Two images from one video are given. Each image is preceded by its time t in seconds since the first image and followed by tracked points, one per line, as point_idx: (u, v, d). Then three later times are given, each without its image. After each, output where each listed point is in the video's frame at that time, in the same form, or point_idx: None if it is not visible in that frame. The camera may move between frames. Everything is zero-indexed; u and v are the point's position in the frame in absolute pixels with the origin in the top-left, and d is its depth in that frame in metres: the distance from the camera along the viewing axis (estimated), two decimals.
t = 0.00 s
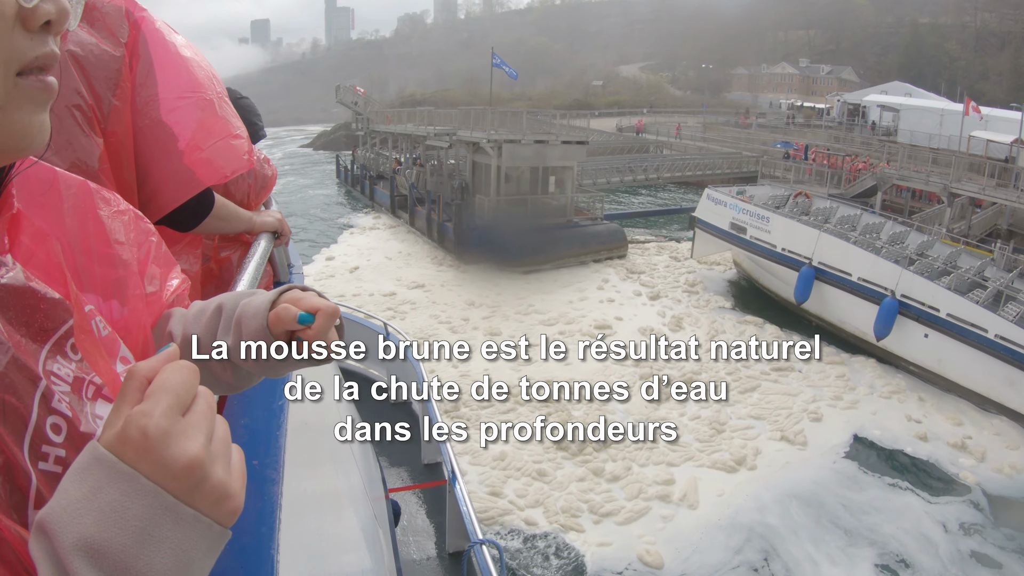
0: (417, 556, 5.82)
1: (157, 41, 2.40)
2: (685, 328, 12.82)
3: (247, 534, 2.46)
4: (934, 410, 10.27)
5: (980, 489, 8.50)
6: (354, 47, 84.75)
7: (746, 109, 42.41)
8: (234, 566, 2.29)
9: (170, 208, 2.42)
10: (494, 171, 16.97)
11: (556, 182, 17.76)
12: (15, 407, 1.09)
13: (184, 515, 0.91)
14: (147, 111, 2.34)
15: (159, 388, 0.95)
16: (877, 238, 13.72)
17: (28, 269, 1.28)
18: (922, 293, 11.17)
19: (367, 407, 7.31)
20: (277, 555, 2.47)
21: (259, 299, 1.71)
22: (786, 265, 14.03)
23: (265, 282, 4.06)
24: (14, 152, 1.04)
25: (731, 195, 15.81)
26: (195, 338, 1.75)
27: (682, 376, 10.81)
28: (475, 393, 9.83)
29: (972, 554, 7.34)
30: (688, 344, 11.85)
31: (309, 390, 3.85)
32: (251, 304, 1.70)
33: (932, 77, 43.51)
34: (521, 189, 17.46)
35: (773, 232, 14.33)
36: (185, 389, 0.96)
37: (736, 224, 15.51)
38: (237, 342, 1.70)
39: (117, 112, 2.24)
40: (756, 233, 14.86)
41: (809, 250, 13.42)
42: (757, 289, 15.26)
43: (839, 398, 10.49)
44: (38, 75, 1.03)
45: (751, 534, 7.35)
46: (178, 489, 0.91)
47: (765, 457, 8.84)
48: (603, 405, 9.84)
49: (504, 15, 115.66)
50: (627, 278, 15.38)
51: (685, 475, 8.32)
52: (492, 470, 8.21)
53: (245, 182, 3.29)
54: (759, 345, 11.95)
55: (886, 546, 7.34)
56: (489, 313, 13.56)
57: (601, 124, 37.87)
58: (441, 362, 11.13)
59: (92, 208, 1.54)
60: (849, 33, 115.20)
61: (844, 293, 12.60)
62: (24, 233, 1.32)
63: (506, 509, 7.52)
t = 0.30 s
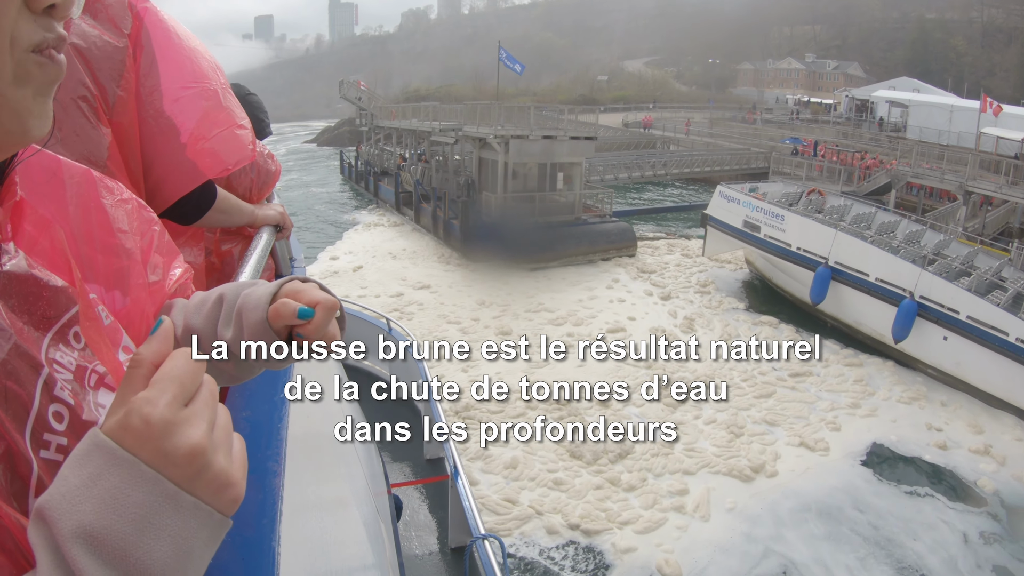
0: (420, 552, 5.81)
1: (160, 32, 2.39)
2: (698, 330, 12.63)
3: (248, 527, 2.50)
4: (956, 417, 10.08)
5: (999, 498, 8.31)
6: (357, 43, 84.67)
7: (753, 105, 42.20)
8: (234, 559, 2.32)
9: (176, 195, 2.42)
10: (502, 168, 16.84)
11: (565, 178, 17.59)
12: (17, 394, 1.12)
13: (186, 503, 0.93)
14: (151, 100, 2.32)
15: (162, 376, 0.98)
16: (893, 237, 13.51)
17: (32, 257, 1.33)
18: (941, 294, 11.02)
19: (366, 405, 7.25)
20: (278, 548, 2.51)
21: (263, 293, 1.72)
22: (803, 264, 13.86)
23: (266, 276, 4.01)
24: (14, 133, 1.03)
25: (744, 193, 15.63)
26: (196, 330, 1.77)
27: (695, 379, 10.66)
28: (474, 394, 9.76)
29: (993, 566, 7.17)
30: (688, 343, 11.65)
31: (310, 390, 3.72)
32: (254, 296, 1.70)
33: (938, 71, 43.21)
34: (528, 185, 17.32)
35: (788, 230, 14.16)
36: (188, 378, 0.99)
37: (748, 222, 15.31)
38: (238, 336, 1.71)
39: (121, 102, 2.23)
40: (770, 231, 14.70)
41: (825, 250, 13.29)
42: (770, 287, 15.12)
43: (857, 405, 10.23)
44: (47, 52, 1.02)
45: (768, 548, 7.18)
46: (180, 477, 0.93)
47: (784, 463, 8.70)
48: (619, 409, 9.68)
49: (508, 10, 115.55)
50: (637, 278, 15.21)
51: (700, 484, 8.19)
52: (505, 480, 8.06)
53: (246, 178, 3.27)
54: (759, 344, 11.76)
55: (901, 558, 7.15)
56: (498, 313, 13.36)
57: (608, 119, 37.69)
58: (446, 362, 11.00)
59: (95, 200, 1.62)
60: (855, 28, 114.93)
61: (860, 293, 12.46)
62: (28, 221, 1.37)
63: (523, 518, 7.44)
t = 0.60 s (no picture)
0: (420, 548, 5.85)
1: (163, 26, 2.37)
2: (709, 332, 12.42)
3: (248, 522, 2.44)
4: (975, 424, 9.83)
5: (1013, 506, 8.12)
6: (359, 39, 84.58)
7: (759, 102, 41.98)
8: (234, 552, 2.26)
9: (179, 189, 2.38)
10: (507, 165, 16.67)
11: (571, 176, 17.30)
12: (21, 386, 1.12)
13: (188, 493, 0.96)
14: (152, 93, 2.30)
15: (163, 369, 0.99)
16: (906, 237, 13.18)
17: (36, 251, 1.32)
18: (959, 298, 10.71)
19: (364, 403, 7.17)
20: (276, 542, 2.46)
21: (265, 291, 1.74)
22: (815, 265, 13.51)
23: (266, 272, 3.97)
24: (18, 137, 1.05)
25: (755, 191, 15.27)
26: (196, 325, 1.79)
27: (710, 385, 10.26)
28: (475, 394, 9.59)
29: None
30: (689, 343, 11.40)
31: (309, 390, 3.72)
32: (253, 290, 1.73)
33: (941, 67, 43.01)
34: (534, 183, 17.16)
35: (801, 231, 13.81)
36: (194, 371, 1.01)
37: (760, 221, 15.00)
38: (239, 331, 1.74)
39: (124, 95, 2.20)
40: (782, 230, 14.35)
41: (839, 250, 12.94)
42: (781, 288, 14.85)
43: (874, 411, 9.98)
44: (42, 57, 1.01)
45: (784, 563, 6.93)
46: (182, 469, 0.96)
47: (801, 472, 8.43)
48: (631, 414, 9.43)
49: (510, 7, 115.48)
50: (645, 278, 15.02)
51: (713, 497, 7.85)
52: (516, 487, 7.76)
53: (248, 174, 3.24)
54: (758, 344, 11.59)
55: (906, 557, 7.10)
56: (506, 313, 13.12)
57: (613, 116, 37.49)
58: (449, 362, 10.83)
59: (97, 192, 1.61)
60: (858, 25, 114.49)
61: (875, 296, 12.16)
62: (32, 216, 1.36)
63: (535, 529, 7.14)
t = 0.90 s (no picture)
0: (419, 544, 5.83)
1: (161, 23, 2.36)
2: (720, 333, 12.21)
3: (247, 516, 2.48)
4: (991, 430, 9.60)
5: None
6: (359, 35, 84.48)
7: (761, 98, 41.86)
8: (232, 548, 2.30)
9: (178, 184, 2.36)
10: (510, 162, 16.48)
11: (575, 172, 17.22)
12: (17, 377, 1.11)
13: (184, 480, 0.95)
14: (151, 89, 2.29)
15: (157, 355, 0.98)
16: (918, 237, 12.91)
17: (33, 242, 1.31)
18: (974, 300, 10.41)
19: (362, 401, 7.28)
20: (275, 534, 2.51)
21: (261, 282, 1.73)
22: (828, 265, 13.20)
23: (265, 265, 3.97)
24: (14, 124, 1.03)
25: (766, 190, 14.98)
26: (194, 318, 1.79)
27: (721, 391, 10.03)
28: (474, 394, 9.54)
29: None
30: (688, 343, 11.25)
31: (309, 391, 3.70)
32: (251, 281, 1.72)
33: (944, 62, 42.83)
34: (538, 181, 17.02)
35: (813, 231, 13.48)
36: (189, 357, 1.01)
37: (770, 220, 14.70)
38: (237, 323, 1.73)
39: (121, 91, 2.19)
40: (793, 230, 14.04)
41: (852, 251, 12.63)
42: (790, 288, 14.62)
43: (888, 415, 9.83)
44: (39, 46, 1.00)
45: None
46: (177, 456, 0.95)
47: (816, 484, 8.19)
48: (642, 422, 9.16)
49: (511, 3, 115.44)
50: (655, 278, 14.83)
51: (733, 506, 7.64)
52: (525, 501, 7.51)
53: (247, 169, 3.23)
54: (758, 344, 11.51)
55: (919, 563, 6.98)
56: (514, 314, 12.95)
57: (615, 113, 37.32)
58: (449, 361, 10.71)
59: (95, 185, 1.60)
60: (859, 21, 114.36)
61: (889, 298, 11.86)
62: (29, 207, 1.35)
63: (546, 544, 6.91)
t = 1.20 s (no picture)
0: (417, 540, 5.80)
1: (158, 20, 2.32)
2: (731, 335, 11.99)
3: (245, 511, 2.45)
4: (1007, 439, 9.39)
5: None
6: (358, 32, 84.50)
7: (763, 95, 41.81)
8: (231, 542, 2.28)
9: (175, 181, 2.33)
10: (513, 159, 16.32)
11: (580, 171, 17.23)
12: (13, 374, 1.11)
13: (178, 473, 0.93)
14: (148, 87, 2.26)
15: (149, 348, 0.96)
16: (929, 237, 12.72)
17: (29, 238, 1.29)
18: (989, 304, 10.20)
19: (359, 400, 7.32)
20: (274, 531, 2.48)
21: (258, 275, 1.70)
22: (839, 267, 12.93)
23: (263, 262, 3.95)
24: (12, 121, 0.99)
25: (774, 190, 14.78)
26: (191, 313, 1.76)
27: (735, 397, 9.79)
28: (474, 393, 9.53)
29: None
30: (689, 343, 11.15)
31: (309, 391, 3.68)
32: (248, 277, 1.69)
33: (945, 59, 42.76)
34: (542, 180, 16.89)
35: (823, 232, 13.24)
36: (183, 349, 0.99)
37: (779, 221, 14.49)
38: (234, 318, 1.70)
39: (118, 89, 2.16)
40: (803, 232, 13.82)
41: (864, 253, 12.36)
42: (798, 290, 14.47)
43: (905, 419, 9.71)
44: (32, 42, 0.97)
45: None
46: (171, 450, 0.93)
47: (833, 495, 7.94)
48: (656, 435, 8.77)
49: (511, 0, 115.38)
50: (662, 277, 14.68)
51: (754, 517, 7.43)
52: (535, 519, 7.20)
53: (245, 166, 3.20)
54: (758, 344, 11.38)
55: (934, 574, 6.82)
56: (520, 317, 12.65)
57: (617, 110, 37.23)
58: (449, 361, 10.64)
59: (92, 181, 1.56)
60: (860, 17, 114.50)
61: (902, 302, 11.62)
62: (25, 203, 1.33)
63: (558, 561, 6.62)
